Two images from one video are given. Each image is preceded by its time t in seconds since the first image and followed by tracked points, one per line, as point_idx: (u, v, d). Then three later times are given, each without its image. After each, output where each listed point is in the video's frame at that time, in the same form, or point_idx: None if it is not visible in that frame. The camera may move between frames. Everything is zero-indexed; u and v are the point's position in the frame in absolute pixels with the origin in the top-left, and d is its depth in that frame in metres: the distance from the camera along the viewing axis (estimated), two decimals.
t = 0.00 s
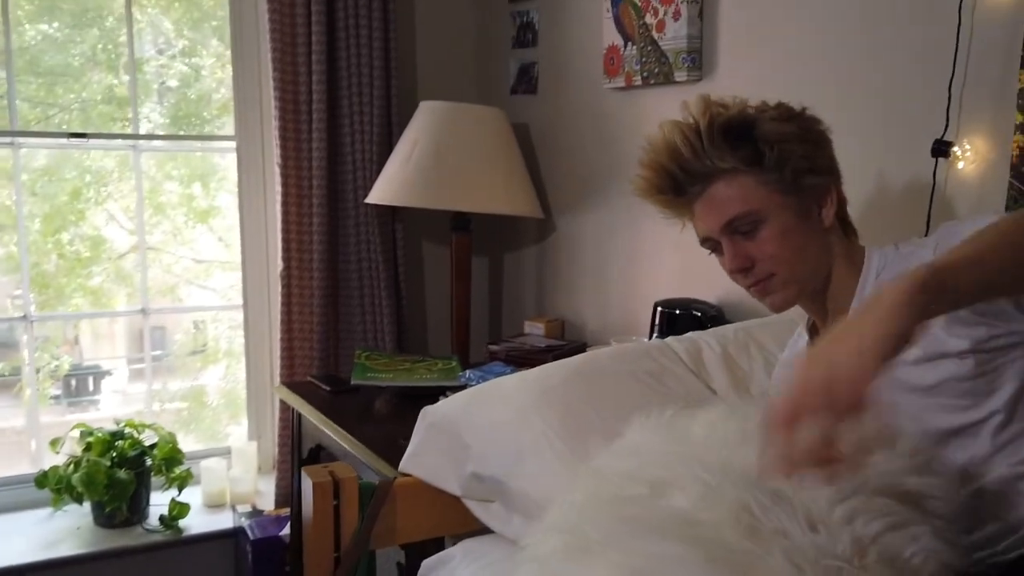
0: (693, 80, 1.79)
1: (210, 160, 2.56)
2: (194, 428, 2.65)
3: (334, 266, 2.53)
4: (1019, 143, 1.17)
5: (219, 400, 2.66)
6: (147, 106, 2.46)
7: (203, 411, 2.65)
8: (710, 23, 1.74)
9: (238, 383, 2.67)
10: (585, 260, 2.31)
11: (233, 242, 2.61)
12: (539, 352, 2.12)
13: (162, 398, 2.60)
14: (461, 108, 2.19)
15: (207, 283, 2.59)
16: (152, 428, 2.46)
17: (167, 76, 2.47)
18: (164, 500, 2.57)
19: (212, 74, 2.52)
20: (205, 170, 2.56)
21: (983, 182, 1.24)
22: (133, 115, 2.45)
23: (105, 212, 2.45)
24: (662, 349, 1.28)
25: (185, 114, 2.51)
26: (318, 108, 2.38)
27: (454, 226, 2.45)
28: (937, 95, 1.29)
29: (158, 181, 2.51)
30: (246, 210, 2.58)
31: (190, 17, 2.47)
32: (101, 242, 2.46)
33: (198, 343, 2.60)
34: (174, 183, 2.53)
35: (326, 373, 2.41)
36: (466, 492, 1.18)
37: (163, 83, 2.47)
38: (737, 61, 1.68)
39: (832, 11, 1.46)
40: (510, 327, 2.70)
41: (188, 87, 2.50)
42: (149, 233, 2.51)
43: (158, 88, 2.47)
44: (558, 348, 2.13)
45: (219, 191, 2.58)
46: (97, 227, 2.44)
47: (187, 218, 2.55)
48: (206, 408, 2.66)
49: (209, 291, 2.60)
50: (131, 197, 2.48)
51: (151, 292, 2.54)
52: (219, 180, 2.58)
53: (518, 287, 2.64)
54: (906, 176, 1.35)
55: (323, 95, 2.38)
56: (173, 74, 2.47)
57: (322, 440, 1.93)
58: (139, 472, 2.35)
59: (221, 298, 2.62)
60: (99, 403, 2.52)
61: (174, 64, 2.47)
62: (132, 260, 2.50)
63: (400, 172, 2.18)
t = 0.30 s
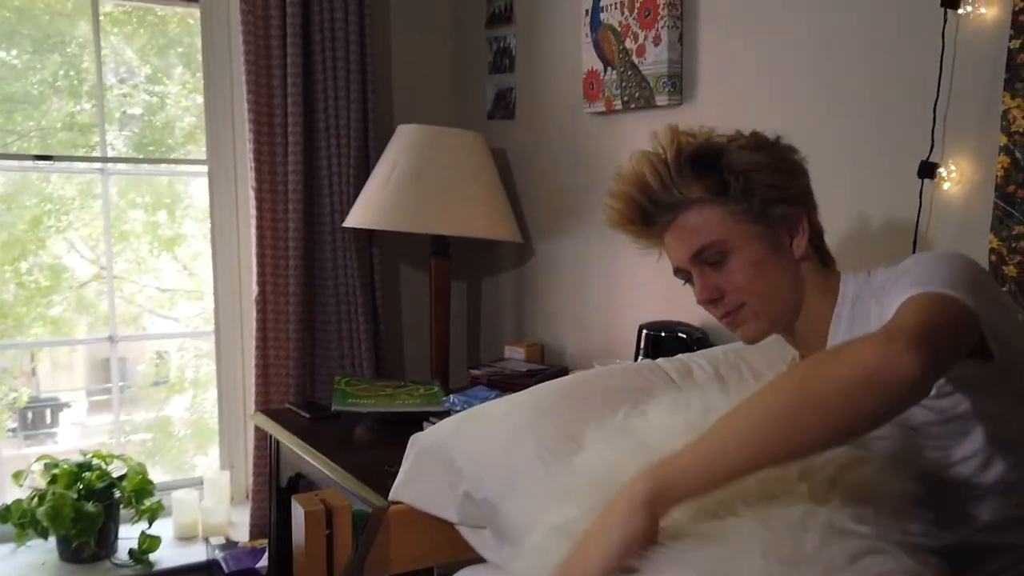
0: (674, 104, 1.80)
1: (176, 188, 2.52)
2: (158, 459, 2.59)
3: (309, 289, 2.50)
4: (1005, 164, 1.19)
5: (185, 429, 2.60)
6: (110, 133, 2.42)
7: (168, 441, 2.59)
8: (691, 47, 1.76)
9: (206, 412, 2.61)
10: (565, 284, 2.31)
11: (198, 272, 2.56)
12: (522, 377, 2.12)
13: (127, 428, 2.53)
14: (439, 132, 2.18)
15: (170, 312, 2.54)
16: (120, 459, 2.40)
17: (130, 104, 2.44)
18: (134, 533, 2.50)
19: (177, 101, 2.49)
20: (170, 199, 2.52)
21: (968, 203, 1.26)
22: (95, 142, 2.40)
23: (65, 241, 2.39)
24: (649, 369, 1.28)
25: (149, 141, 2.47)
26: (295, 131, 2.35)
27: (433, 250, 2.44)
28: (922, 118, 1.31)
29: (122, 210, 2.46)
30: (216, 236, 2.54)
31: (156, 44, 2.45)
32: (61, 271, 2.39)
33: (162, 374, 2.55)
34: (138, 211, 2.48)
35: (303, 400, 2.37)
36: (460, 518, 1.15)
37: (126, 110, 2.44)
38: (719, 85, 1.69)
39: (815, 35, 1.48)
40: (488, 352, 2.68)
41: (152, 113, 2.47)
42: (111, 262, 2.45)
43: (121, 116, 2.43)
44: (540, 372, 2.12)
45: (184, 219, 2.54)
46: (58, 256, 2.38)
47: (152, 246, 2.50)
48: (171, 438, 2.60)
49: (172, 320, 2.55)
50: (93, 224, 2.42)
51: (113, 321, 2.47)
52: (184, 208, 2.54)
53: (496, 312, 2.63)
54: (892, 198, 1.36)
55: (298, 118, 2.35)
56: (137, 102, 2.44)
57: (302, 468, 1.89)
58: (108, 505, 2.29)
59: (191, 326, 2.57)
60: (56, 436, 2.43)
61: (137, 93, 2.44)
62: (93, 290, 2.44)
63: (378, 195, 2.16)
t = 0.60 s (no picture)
0: (653, 126, 1.81)
1: (138, 213, 2.44)
2: (118, 488, 2.48)
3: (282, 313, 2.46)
4: (988, 184, 1.21)
5: (146, 457, 2.51)
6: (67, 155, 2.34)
7: (128, 468, 2.49)
8: (670, 69, 1.77)
9: (170, 439, 2.53)
10: (542, 305, 2.31)
11: (157, 297, 2.48)
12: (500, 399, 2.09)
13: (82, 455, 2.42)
14: (416, 153, 2.17)
15: (127, 338, 2.44)
16: (86, 490, 2.31)
17: (91, 126, 2.36)
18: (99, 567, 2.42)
19: (139, 123, 2.42)
20: (131, 223, 2.44)
21: (951, 222, 1.28)
22: (53, 163, 2.32)
23: (20, 265, 2.29)
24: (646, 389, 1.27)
25: (110, 163, 2.39)
26: (269, 155, 2.33)
27: (409, 271, 2.42)
28: (904, 139, 1.33)
29: (80, 233, 2.37)
30: (185, 260, 2.49)
31: (117, 66, 2.38)
32: (15, 297, 2.29)
33: (119, 401, 2.46)
34: (97, 235, 2.39)
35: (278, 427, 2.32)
36: (451, 551, 1.12)
37: (86, 132, 2.36)
38: (700, 106, 1.70)
39: (796, 56, 1.50)
40: (463, 375, 2.66)
41: (112, 136, 2.38)
42: (68, 286, 2.36)
43: (80, 138, 2.35)
44: (519, 394, 2.11)
45: (146, 242, 2.46)
46: (12, 281, 2.28)
47: (111, 270, 2.41)
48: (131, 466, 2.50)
49: (129, 347, 2.46)
50: (50, 247, 2.33)
51: (71, 348, 2.38)
52: (145, 232, 2.46)
53: (472, 333, 2.61)
54: (872, 217, 1.38)
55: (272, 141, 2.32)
56: (98, 123, 2.37)
57: (280, 498, 1.85)
58: (73, 538, 2.19)
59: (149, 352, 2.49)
60: (4, 465, 2.30)
61: (96, 115, 2.36)
62: (49, 315, 2.34)
63: (354, 218, 2.13)
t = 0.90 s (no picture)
0: (630, 145, 1.82)
1: (90, 234, 2.37)
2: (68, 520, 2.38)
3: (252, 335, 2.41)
4: (966, 204, 1.23)
5: (98, 484, 2.42)
6: (16, 175, 2.26)
7: (79, 498, 2.40)
8: (646, 90, 1.78)
9: (126, 471, 2.45)
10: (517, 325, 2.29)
11: (106, 319, 2.40)
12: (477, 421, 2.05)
13: (31, 486, 2.32)
14: (388, 173, 2.14)
15: (75, 362, 2.36)
16: (44, 522, 2.23)
17: (42, 146, 2.29)
18: None
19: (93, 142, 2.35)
20: (83, 245, 2.36)
21: (931, 241, 1.29)
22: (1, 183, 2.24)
23: None
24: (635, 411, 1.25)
25: (61, 184, 2.32)
26: (239, 175, 2.28)
27: (381, 292, 2.39)
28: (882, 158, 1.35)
29: (26, 255, 2.29)
30: (150, 282, 2.43)
31: (69, 86, 2.32)
32: None
33: (64, 426, 2.35)
34: (46, 257, 2.31)
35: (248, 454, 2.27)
36: None
37: (35, 153, 2.29)
38: (678, 124, 1.71)
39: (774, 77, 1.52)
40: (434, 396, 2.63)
41: (62, 156, 2.31)
42: (16, 310, 2.27)
43: (30, 158, 2.28)
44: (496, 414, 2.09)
45: (100, 264, 2.39)
46: None
47: (61, 293, 2.33)
48: (82, 496, 2.41)
49: (78, 371, 2.36)
50: None
51: (17, 374, 2.28)
52: (99, 254, 2.39)
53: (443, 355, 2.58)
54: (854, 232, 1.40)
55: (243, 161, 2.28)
56: (49, 143, 2.30)
57: (255, 527, 1.81)
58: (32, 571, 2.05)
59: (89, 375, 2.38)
60: None
61: (48, 134, 2.29)
62: None
63: (327, 240, 2.11)
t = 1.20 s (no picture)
0: (603, 165, 1.82)
1: (36, 254, 2.27)
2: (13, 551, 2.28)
3: (217, 357, 2.36)
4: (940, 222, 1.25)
5: (45, 513, 2.32)
6: None
7: (25, 528, 2.29)
8: (620, 109, 1.80)
9: (68, 497, 2.35)
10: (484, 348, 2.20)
11: (49, 343, 2.30)
12: (450, 441, 2.02)
13: None
14: (360, 192, 2.13)
15: (18, 388, 2.25)
16: None
17: None
18: None
19: (39, 158, 2.26)
20: (29, 266, 2.26)
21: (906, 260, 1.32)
22: None
23: None
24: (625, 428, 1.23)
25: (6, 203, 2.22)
26: (207, 193, 2.24)
27: (348, 311, 2.38)
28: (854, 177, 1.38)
29: None
30: (110, 302, 2.36)
31: (18, 104, 2.23)
32: None
33: (10, 453, 2.25)
34: None
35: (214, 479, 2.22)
36: None
37: None
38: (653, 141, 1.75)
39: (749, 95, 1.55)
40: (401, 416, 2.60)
41: (7, 174, 2.21)
42: None
43: None
44: (466, 433, 2.05)
45: (48, 285, 2.29)
46: None
47: (6, 317, 2.23)
48: (29, 525, 2.30)
49: (21, 397, 2.26)
50: None
51: None
52: (46, 275, 2.29)
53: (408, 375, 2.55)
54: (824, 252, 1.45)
55: (211, 179, 2.24)
56: None
57: (224, 552, 1.77)
58: None
59: (37, 401, 2.28)
60: None
61: None
62: None
63: (300, 259, 2.08)
